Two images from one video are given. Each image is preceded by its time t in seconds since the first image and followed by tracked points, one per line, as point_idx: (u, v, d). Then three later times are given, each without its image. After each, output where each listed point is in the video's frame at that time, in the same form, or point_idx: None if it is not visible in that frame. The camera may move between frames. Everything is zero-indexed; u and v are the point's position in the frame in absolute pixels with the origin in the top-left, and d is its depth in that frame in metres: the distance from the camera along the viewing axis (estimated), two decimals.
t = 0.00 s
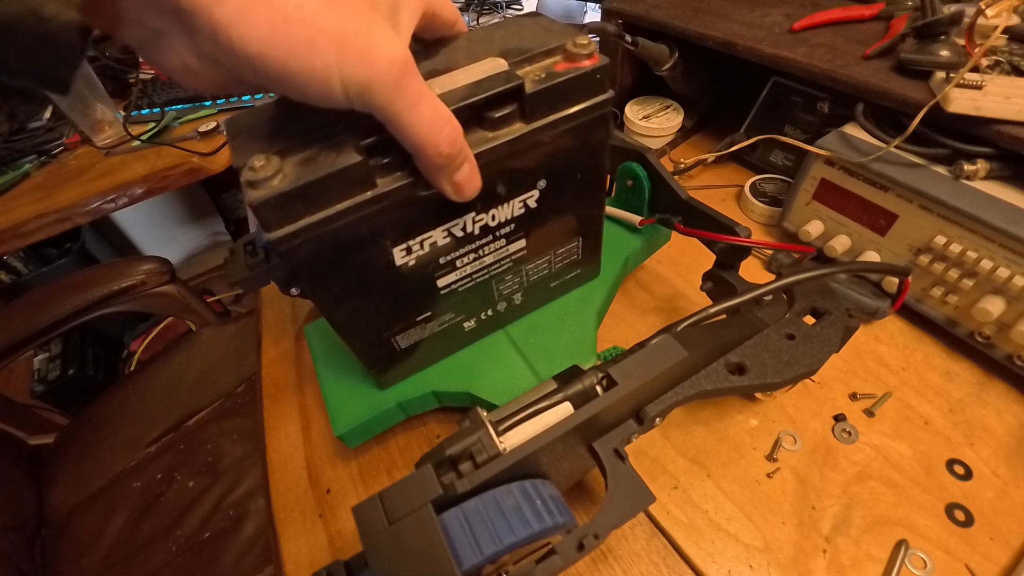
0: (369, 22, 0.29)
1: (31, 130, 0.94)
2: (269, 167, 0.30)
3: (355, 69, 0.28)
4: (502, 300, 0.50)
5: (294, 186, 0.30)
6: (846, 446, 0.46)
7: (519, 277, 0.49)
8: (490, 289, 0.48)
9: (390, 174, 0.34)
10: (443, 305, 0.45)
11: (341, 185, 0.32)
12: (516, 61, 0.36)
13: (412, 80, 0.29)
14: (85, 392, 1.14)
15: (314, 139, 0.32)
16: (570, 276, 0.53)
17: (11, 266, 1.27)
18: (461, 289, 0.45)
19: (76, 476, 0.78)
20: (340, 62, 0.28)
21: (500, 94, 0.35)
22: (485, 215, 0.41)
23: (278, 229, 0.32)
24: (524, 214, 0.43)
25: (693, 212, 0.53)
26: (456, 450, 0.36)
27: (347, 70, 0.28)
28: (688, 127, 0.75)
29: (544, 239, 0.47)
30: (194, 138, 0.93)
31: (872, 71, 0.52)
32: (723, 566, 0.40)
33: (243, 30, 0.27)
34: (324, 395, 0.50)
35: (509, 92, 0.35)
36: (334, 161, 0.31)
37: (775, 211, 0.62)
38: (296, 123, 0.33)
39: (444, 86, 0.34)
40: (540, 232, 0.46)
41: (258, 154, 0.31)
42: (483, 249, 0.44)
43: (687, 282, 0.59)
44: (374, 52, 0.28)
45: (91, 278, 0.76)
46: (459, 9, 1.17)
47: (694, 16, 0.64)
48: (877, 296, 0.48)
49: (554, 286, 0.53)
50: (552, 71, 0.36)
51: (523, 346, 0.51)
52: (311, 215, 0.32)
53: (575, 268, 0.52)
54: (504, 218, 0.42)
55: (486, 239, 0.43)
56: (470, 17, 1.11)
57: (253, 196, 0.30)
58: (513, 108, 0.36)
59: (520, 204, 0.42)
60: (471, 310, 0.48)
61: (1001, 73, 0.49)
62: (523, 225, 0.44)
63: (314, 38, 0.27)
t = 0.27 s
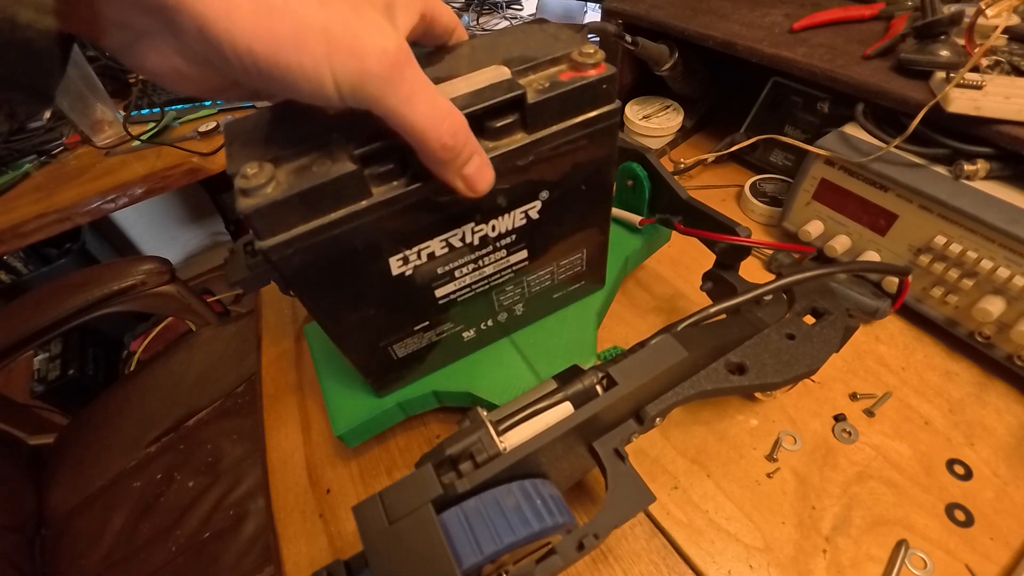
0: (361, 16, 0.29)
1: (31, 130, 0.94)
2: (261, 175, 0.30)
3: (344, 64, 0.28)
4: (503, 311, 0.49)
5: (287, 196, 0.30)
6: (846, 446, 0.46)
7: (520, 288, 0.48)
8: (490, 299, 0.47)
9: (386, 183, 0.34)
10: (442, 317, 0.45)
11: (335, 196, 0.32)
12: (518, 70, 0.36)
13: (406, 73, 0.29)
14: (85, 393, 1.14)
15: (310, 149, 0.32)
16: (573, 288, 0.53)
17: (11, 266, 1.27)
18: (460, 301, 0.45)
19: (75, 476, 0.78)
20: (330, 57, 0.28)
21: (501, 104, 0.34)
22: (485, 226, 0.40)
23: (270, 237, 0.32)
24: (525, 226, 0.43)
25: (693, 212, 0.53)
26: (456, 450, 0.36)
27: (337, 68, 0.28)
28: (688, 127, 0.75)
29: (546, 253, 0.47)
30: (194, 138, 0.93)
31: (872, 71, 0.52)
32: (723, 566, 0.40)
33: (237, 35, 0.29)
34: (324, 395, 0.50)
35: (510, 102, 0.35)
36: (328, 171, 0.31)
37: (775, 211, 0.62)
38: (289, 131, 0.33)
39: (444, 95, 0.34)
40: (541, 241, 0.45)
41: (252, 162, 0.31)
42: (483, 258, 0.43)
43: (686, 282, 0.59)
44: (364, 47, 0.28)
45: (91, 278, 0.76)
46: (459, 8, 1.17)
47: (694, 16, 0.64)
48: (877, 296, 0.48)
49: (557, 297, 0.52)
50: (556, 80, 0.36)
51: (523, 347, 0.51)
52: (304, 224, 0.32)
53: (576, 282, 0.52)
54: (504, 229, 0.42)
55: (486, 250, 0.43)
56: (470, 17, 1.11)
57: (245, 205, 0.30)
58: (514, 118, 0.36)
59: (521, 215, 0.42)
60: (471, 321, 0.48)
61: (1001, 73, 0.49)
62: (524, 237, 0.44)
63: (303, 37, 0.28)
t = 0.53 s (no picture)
0: (332, 36, 0.29)
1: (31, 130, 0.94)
2: (261, 175, 0.30)
3: (314, 87, 0.28)
4: (503, 311, 0.49)
5: (288, 197, 0.30)
6: (846, 446, 0.46)
7: (520, 288, 0.48)
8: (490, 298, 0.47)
9: (386, 184, 0.34)
10: (443, 315, 0.45)
11: (335, 196, 0.32)
12: (518, 70, 0.36)
13: (377, 88, 0.29)
14: (85, 393, 1.14)
15: (310, 150, 0.32)
16: (573, 288, 0.53)
17: (11, 266, 1.27)
18: (461, 300, 0.45)
19: (75, 476, 0.77)
20: (300, 81, 0.28)
21: (501, 104, 0.34)
22: (486, 225, 0.40)
23: (270, 237, 0.32)
24: (525, 225, 0.43)
25: (693, 212, 0.53)
26: (456, 449, 0.36)
27: (308, 91, 0.28)
28: (688, 127, 0.75)
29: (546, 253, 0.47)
30: (194, 138, 0.93)
31: (872, 71, 0.52)
32: (723, 566, 0.40)
33: (207, 63, 0.29)
34: (324, 395, 0.50)
35: (510, 102, 0.35)
36: (328, 171, 0.31)
37: (775, 211, 0.62)
38: (288, 131, 0.33)
39: (445, 95, 0.34)
40: (541, 240, 0.45)
41: (252, 162, 0.31)
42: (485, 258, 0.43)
43: (686, 282, 0.59)
44: (331, 68, 0.28)
45: (91, 278, 0.76)
46: (459, 8, 1.17)
47: (694, 16, 0.64)
48: (878, 296, 0.48)
49: (557, 297, 0.52)
50: (555, 80, 0.36)
51: (523, 348, 0.51)
52: (303, 225, 0.32)
53: (577, 282, 0.52)
54: (505, 228, 0.42)
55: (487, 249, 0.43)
56: (470, 16, 1.11)
57: (245, 204, 0.30)
58: (514, 118, 0.36)
59: (521, 215, 0.42)
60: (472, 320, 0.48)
61: (1001, 73, 0.49)
62: (524, 237, 0.44)
63: (273, 60, 0.28)
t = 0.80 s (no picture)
0: (340, 36, 0.29)
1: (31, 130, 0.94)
2: (263, 175, 0.30)
3: (333, 91, 0.28)
4: (504, 311, 0.49)
5: (290, 198, 0.30)
6: (846, 447, 0.46)
7: (521, 287, 0.48)
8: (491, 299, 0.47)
9: (389, 184, 0.34)
10: (444, 316, 0.45)
11: (335, 196, 0.32)
12: (518, 70, 0.36)
13: (391, 85, 0.29)
14: (85, 393, 1.14)
15: (312, 149, 0.32)
16: (573, 288, 0.53)
17: (11, 266, 1.27)
18: (462, 301, 0.45)
19: (75, 476, 0.77)
20: (320, 85, 0.28)
21: (502, 103, 0.34)
22: (488, 225, 0.40)
23: (271, 238, 0.32)
24: (526, 225, 0.43)
25: (693, 212, 0.53)
26: (456, 449, 0.36)
27: (329, 95, 0.28)
28: (688, 127, 0.75)
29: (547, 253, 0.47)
30: (193, 138, 0.93)
31: (872, 71, 0.52)
32: (723, 566, 0.40)
33: (224, 72, 0.28)
34: (324, 395, 0.50)
35: (511, 102, 0.35)
36: (329, 171, 0.31)
37: (775, 211, 0.62)
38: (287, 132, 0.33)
39: (446, 95, 0.34)
40: (541, 240, 0.45)
41: (253, 162, 0.31)
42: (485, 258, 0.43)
43: (686, 282, 0.59)
44: (349, 69, 0.28)
45: (90, 278, 0.76)
46: (459, 8, 1.16)
47: (694, 16, 0.64)
48: (878, 295, 0.48)
49: (558, 296, 0.52)
50: (556, 79, 0.36)
51: (522, 348, 0.51)
52: (303, 224, 0.32)
53: (577, 280, 0.52)
54: (506, 228, 0.42)
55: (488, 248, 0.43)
56: (470, 17, 1.11)
57: (247, 205, 0.30)
58: (515, 118, 0.36)
59: (522, 215, 0.42)
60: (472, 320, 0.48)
61: (1001, 73, 0.49)
62: (525, 236, 0.44)
63: (291, 65, 0.28)
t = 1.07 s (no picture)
0: (341, 38, 0.29)
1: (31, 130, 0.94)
2: (266, 182, 0.30)
3: (336, 95, 0.28)
4: (506, 311, 0.49)
5: (294, 203, 0.30)
6: (847, 447, 0.46)
7: (523, 287, 0.48)
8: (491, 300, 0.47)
9: (391, 186, 0.34)
10: (445, 317, 0.45)
11: (339, 199, 0.31)
12: (519, 70, 0.36)
13: (393, 88, 0.29)
14: (85, 393, 1.14)
15: (313, 151, 0.32)
16: (573, 287, 0.53)
17: (11, 266, 1.27)
18: (464, 303, 0.45)
19: (75, 476, 0.77)
20: (323, 88, 0.28)
21: (503, 103, 0.34)
22: (490, 226, 0.40)
23: (275, 244, 0.31)
24: (528, 225, 0.43)
25: (693, 212, 0.53)
26: (456, 449, 0.36)
27: (331, 97, 0.28)
28: (688, 127, 0.75)
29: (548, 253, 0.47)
30: (193, 138, 0.93)
31: (872, 71, 0.52)
32: (723, 566, 0.40)
33: (227, 73, 0.28)
34: (325, 395, 0.50)
35: (514, 102, 0.35)
36: (332, 175, 0.31)
37: (775, 211, 0.62)
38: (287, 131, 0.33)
39: (449, 95, 0.34)
40: (541, 239, 0.45)
41: (257, 169, 0.31)
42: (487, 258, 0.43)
43: (686, 282, 0.59)
44: (352, 72, 0.28)
45: (91, 278, 0.76)
46: (459, 8, 1.16)
47: (694, 16, 0.64)
48: (878, 295, 0.48)
49: (559, 296, 0.52)
50: (557, 79, 0.36)
51: (522, 348, 0.51)
52: (310, 230, 0.32)
53: (577, 279, 0.52)
54: (508, 228, 0.42)
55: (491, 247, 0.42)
56: (470, 17, 1.11)
57: (249, 212, 0.29)
58: (515, 118, 0.36)
59: (525, 214, 0.42)
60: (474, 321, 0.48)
61: (1001, 73, 0.49)
62: (527, 236, 0.44)
63: (295, 67, 0.28)
